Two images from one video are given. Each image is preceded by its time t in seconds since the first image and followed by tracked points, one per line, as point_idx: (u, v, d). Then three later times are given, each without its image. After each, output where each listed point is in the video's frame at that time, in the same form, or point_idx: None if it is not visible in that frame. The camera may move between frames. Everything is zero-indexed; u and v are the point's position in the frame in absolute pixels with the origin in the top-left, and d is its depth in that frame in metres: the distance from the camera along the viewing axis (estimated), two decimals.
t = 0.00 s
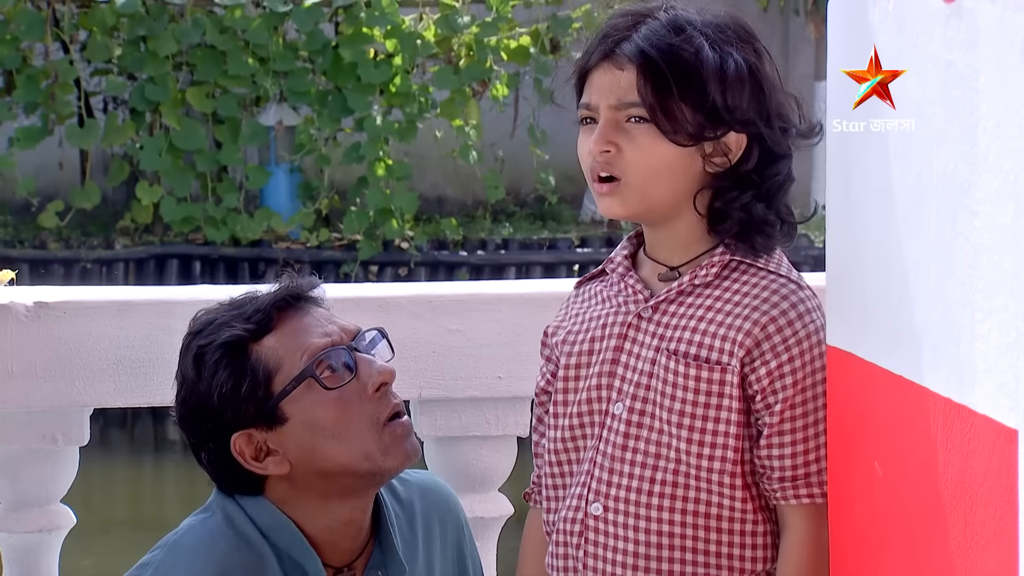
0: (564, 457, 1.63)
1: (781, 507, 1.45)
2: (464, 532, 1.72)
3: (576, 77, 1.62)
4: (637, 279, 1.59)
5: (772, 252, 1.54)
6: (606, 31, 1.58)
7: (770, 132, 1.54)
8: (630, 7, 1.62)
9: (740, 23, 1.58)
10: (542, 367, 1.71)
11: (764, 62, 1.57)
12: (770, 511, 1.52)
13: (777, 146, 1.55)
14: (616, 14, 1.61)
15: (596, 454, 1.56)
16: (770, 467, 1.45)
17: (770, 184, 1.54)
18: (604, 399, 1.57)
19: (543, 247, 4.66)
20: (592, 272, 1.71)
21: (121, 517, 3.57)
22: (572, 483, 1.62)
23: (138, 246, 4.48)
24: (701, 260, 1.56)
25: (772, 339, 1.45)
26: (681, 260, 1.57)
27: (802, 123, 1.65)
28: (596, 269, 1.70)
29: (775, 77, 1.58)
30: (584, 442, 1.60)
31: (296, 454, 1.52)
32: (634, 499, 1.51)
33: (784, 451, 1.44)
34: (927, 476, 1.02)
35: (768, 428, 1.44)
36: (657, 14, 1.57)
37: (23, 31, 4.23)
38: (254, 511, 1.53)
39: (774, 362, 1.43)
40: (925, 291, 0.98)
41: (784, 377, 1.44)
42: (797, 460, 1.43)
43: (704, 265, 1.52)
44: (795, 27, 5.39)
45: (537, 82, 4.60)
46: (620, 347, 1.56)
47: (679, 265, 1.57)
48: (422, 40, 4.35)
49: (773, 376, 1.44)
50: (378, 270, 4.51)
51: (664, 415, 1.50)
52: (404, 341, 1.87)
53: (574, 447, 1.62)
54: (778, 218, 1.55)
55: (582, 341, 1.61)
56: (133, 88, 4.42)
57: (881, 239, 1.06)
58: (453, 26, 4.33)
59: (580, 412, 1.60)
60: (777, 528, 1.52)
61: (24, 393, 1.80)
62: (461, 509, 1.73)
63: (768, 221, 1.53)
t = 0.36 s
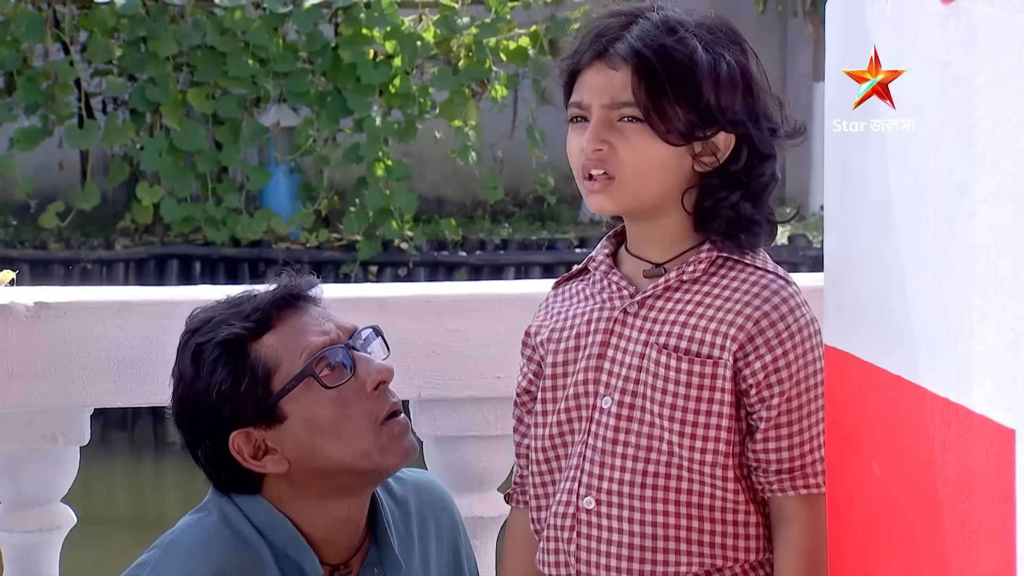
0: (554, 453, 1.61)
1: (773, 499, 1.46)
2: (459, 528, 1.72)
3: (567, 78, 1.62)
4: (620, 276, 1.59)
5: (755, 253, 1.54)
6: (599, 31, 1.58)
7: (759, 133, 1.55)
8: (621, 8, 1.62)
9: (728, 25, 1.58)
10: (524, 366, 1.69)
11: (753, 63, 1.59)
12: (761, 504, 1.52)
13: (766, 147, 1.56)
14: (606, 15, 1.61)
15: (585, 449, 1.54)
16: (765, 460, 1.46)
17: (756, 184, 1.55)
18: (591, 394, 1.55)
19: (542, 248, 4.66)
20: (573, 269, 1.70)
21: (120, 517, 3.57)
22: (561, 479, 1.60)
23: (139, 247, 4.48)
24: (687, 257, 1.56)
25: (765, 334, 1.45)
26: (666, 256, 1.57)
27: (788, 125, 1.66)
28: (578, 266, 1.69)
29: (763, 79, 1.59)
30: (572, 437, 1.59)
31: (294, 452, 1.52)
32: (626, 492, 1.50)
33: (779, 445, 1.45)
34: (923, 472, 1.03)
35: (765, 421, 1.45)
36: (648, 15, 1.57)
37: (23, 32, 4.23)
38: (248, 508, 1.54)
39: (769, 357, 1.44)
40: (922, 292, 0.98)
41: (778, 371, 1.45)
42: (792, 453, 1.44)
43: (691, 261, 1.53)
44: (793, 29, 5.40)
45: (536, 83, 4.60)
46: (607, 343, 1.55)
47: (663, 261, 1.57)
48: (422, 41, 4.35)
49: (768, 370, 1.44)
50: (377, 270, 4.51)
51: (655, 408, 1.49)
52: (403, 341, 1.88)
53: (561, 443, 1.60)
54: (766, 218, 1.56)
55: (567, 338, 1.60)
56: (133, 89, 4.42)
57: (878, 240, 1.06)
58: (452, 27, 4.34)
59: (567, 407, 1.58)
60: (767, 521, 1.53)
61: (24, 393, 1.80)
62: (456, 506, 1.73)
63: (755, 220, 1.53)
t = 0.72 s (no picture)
0: (553, 461, 1.60)
1: (780, 496, 1.50)
2: (454, 526, 1.72)
3: (550, 84, 1.62)
4: (614, 282, 1.58)
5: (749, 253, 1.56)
6: (581, 37, 1.58)
7: (744, 134, 1.56)
8: (602, 13, 1.62)
9: (706, 27, 1.59)
10: (516, 371, 1.67)
11: (734, 63, 1.59)
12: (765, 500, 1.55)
13: (750, 146, 1.57)
14: (586, 22, 1.62)
15: (588, 455, 1.53)
16: (773, 458, 1.48)
17: (742, 185, 1.56)
18: (593, 400, 1.54)
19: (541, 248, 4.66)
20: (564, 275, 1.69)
21: (115, 518, 3.57)
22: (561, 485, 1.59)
23: (137, 248, 4.48)
24: (681, 258, 1.56)
25: (769, 333, 1.47)
26: (656, 261, 1.57)
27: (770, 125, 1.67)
28: (568, 272, 1.68)
29: (745, 80, 1.60)
30: (573, 443, 1.58)
31: (287, 451, 1.53)
32: (633, 496, 1.50)
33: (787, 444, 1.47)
34: (918, 481, 1.02)
35: (771, 420, 1.48)
36: (630, 19, 1.58)
37: (21, 32, 4.23)
38: (241, 507, 1.54)
39: (775, 357, 1.46)
40: (920, 292, 0.98)
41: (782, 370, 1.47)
42: (798, 450, 1.47)
43: (689, 262, 1.53)
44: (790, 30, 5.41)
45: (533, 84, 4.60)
46: (608, 348, 1.54)
47: (655, 264, 1.57)
48: (420, 41, 4.35)
49: (774, 369, 1.46)
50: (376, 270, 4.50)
51: (661, 411, 1.50)
52: (400, 342, 1.88)
53: (561, 450, 1.59)
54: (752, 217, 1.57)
55: (565, 344, 1.58)
56: (132, 90, 4.42)
57: (877, 238, 1.05)
58: (451, 27, 4.34)
59: (567, 414, 1.57)
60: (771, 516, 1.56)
61: (22, 393, 1.80)
62: (450, 505, 1.74)
63: (744, 220, 1.55)
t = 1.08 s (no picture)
0: (558, 467, 1.60)
1: (778, 499, 1.51)
2: (455, 525, 1.72)
3: (557, 78, 1.62)
4: (619, 286, 1.59)
5: (754, 256, 1.56)
6: (590, 33, 1.58)
7: (750, 136, 1.56)
8: (613, 11, 1.62)
9: (719, 30, 1.60)
10: (518, 377, 1.66)
11: (742, 65, 1.60)
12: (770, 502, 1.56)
13: (755, 150, 1.58)
14: (596, 19, 1.62)
15: (595, 462, 1.53)
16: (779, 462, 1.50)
17: (746, 189, 1.56)
18: (600, 406, 1.54)
19: (541, 250, 4.65)
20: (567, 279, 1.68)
21: (116, 519, 3.57)
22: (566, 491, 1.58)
23: (138, 250, 4.48)
24: (684, 262, 1.57)
25: (774, 335, 1.48)
26: (659, 263, 1.57)
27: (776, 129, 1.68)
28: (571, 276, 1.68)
29: (753, 83, 1.61)
30: (578, 449, 1.57)
31: (289, 454, 1.52)
32: (642, 503, 1.50)
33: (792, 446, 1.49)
34: (917, 482, 1.02)
35: (773, 422, 1.49)
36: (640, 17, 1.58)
37: (22, 34, 4.23)
38: (243, 508, 1.54)
39: (781, 359, 1.47)
40: (921, 294, 0.97)
41: (787, 373, 1.48)
42: (802, 453, 1.49)
43: (693, 266, 1.53)
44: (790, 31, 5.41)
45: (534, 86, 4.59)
46: (614, 354, 1.54)
47: (657, 267, 1.57)
48: (421, 44, 4.35)
49: (780, 371, 1.48)
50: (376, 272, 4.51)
51: (668, 417, 1.50)
52: (401, 344, 1.88)
53: (567, 456, 1.59)
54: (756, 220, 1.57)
55: (570, 350, 1.58)
56: (133, 91, 4.41)
57: (877, 238, 1.02)
58: (452, 29, 4.33)
59: (573, 420, 1.57)
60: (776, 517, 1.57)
61: (23, 395, 1.80)
62: (451, 504, 1.74)
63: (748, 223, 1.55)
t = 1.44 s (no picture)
0: (568, 471, 1.60)
1: (792, 501, 1.53)
2: (462, 530, 1.72)
3: (560, 83, 1.62)
4: (626, 288, 1.59)
5: (760, 252, 1.58)
6: (592, 36, 1.58)
7: (754, 134, 1.56)
8: (613, 14, 1.62)
9: (718, 29, 1.60)
10: (525, 380, 1.67)
11: (744, 63, 1.60)
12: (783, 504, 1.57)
13: (760, 147, 1.58)
14: (597, 22, 1.61)
15: (607, 466, 1.54)
16: (791, 462, 1.50)
17: (753, 187, 1.57)
18: (611, 410, 1.55)
19: (541, 251, 4.66)
20: (571, 280, 1.68)
21: (117, 521, 3.57)
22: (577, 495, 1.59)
23: (138, 251, 4.48)
24: (692, 264, 1.57)
25: (786, 337, 1.50)
26: (670, 265, 1.58)
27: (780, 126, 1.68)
28: (575, 277, 1.68)
29: (755, 80, 1.60)
30: (589, 452, 1.58)
31: (297, 457, 1.53)
32: (655, 507, 1.51)
33: (803, 447, 1.50)
34: (917, 482, 1.02)
35: (787, 424, 1.50)
36: (641, 19, 1.58)
37: (22, 35, 4.22)
38: (250, 511, 1.54)
39: (792, 360, 1.48)
40: (923, 296, 0.97)
41: (799, 374, 1.49)
42: (813, 454, 1.50)
43: (699, 268, 1.54)
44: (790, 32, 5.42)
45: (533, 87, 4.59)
46: (623, 357, 1.54)
47: (668, 269, 1.58)
48: (420, 44, 4.35)
49: (792, 372, 1.49)
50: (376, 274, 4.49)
51: (681, 420, 1.51)
52: (401, 345, 1.87)
53: (577, 460, 1.59)
54: (762, 218, 1.59)
55: (579, 354, 1.58)
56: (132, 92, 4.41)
57: (877, 237, 1.02)
58: (451, 29, 4.33)
59: (584, 424, 1.57)
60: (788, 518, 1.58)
61: (23, 396, 1.81)
62: (458, 509, 1.73)
63: (754, 221, 1.57)
